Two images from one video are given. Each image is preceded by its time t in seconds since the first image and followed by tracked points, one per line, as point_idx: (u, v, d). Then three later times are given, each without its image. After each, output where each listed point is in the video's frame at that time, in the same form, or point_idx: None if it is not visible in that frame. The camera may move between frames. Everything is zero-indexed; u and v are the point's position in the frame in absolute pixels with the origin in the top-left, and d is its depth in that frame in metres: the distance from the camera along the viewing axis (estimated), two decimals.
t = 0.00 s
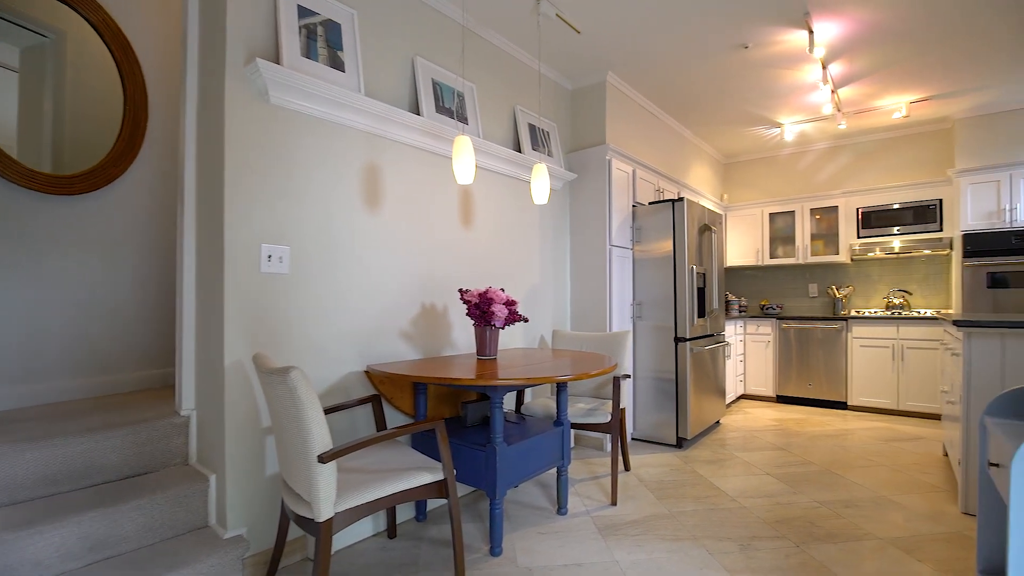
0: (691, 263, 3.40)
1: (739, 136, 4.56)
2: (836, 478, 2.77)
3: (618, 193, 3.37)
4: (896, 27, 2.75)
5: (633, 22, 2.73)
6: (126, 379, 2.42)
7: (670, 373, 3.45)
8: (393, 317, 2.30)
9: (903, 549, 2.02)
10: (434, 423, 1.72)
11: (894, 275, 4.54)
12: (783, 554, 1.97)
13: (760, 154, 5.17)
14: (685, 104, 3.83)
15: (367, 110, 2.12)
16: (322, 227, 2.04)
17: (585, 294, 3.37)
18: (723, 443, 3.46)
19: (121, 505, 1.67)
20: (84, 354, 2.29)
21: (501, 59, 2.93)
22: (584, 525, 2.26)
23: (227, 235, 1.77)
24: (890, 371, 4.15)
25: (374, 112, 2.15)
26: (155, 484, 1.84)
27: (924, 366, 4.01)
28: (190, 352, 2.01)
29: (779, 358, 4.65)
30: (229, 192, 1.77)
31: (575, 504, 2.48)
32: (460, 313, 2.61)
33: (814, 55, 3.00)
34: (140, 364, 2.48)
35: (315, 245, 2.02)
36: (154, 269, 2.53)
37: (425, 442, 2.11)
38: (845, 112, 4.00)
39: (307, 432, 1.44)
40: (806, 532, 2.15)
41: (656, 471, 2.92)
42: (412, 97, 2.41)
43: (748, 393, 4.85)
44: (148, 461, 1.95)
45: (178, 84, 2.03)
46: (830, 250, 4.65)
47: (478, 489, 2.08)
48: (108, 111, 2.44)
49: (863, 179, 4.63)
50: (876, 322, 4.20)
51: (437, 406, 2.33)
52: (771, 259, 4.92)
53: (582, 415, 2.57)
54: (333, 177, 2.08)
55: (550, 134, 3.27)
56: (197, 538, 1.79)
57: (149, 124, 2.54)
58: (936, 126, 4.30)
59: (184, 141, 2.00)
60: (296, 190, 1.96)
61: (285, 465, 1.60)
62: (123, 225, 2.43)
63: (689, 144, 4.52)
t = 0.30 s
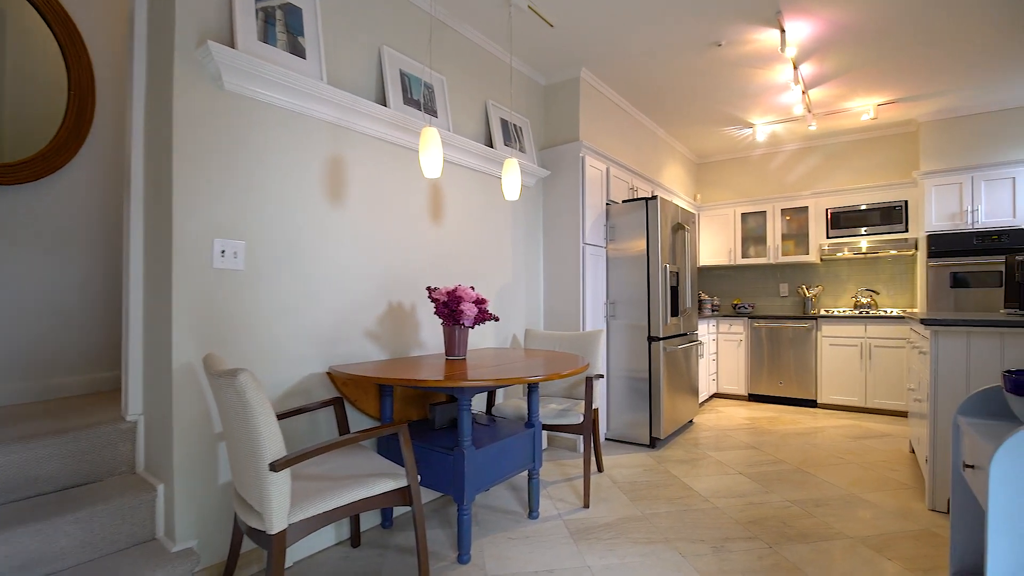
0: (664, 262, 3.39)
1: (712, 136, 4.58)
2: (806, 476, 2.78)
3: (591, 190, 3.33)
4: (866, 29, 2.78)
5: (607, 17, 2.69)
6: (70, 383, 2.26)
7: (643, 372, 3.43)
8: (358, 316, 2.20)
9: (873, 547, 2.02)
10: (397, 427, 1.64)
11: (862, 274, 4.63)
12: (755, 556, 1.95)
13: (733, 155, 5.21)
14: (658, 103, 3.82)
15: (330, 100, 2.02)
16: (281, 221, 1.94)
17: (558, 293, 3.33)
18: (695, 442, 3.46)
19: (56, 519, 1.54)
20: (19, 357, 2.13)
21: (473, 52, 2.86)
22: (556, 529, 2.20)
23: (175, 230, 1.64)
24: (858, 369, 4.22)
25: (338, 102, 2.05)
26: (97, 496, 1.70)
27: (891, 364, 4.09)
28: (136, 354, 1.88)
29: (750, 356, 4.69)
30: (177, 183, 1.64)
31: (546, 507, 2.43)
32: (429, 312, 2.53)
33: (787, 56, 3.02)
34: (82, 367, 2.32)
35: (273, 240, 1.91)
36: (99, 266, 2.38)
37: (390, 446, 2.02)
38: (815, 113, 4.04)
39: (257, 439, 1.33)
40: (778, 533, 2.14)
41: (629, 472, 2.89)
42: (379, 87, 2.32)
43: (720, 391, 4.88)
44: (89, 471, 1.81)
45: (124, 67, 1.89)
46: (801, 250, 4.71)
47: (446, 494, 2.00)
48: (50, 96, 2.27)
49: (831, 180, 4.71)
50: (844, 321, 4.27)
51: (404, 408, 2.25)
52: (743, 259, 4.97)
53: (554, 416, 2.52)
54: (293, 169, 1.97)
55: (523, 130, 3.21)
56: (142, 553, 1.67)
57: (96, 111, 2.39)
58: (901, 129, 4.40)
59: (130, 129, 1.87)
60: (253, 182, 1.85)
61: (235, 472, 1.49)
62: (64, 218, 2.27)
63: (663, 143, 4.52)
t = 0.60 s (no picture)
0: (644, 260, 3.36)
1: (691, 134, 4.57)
2: (784, 475, 2.77)
3: (570, 187, 3.28)
4: (844, 27, 2.78)
5: (586, 9, 2.64)
6: (13, 386, 2.10)
7: (622, 371, 3.39)
8: (326, 314, 2.10)
9: (852, 547, 2.00)
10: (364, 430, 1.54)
11: (837, 273, 4.68)
12: (735, 558, 1.91)
13: (711, 154, 5.22)
14: (637, 100, 3.79)
15: (296, 86, 1.92)
16: (243, 214, 1.82)
17: (537, 291, 3.26)
18: (674, 441, 3.43)
19: None
20: None
21: (448, 42, 2.78)
22: (532, 533, 2.13)
23: (123, 221, 1.52)
24: (834, 367, 4.26)
25: (304, 89, 1.95)
26: (37, 508, 1.55)
27: (865, 362, 4.13)
28: (83, 355, 1.74)
29: (728, 355, 4.70)
30: (126, 171, 1.52)
31: (523, 510, 2.36)
32: (401, 310, 2.44)
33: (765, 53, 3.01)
34: (25, 369, 2.16)
35: (234, 234, 1.79)
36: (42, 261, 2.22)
37: (359, 450, 1.92)
38: (792, 112, 4.06)
39: (208, 445, 1.21)
40: (758, 534, 2.11)
41: (608, 473, 2.84)
42: (349, 76, 2.22)
43: (699, 390, 4.88)
44: (30, 481, 1.66)
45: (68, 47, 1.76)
46: (778, 249, 4.74)
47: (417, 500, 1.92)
48: None
49: (808, 180, 4.75)
50: (821, 320, 4.30)
51: (374, 410, 2.16)
52: (721, 258, 4.98)
53: (531, 417, 2.45)
54: (256, 158, 1.86)
55: (501, 124, 3.15)
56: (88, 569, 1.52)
57: (41, 95, 2.22)
58: (875, 130, 4.46)
59: (75, 113, 1.74)
60: (211, 171, 1.73)
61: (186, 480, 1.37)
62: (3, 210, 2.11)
63: (642, 141, 4.50)
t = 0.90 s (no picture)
0: (621, 257, 3.32)
1: (669, 132, 4.56)
2: (761, 474, 2.75)
3: (547, 182, 3.21)
4: (821, 23, 2.77)
5: None
6: None
7: (600, 370, 3.34)
8: (288, 311, 1.98)
9: (830, 546, 1.97)
10: (324, 434, 1.44)
11: (811, 272, 4.72)
12: (714, 560, 1.87)
13: (688, 152, 5.22)
14: (615, 95, 3.75)
15: (254, 68, 1.80)
16: (196, 203, 1.69)
17: (513, 288, 3.19)
18: (652, 440, 3.39)
19: None
20: None
21: (421, 30, 2.68)
22: (506, 539, 2.05)
23: (56, 207, 1.38)
24: (808, 365, 4.29)
25: (263, 71, 1.83)
26: None
27: (838, 359, 4.17)
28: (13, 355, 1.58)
29: (705, 353, 4.71)
30: (59, 153, 1.38)
31: (497, 514, 2.28)
32: (370, 307, 2.34)
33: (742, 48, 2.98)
34: None
35: (185, 224, 1.66)
36: None
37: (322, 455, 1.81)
38: (767, 111, 4.07)
39: (142, 454, 1.10)
40: (736, 534, 2.07)
41: (585, 474, 2.78)
42: (314, 61, 2.11)
43: (677, 388, 4.87)
44: None
45: None
46: (753, 248, 4.76)
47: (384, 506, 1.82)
48: None
49: (783, 179, 4.78)
50: (796, 318, 4.33)
51: (341, 413, 2.05)
52: (698, 256, 4.98)
53: (505, 418, 2.37)
54: (210, 144, 1.74)
55: (476, 116, 3.06)
56: None
57: None
58: (848, 131, 4.51)
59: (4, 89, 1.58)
60: (160, 156, 1.60)
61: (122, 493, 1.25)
62: None
63: (620, 138, 4.46)
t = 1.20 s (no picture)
0: (594, 255, 3.27)
1: (642, 130, 4.54)
2: (733, 473, 2.74)
3: (519, 178, 3.14)
4: (792, 22, 2.78)
5: None
6: None
7: (572, 370, 3.29)
8: (240, 309, 1.85)
9: (801, 546, 1.95)
10: (272, 442, 1.33)
11: (780, 272, 4.78)
12: (686, 564, 1.82)
13: (661, 152, 5.22)
14: (589, 91, 3.70)
15: (202, 47, 1.67)
16: (134, 192, 1.56)
17: (484, 287, 3.10)
18: (625, 440, 3.35)
19: None
20: None
21: (388, 17, 2.57)
22: (474, 547, 1.97)
23: None
24: (777, 363, 4.34)
25: (212, 51, 1.70)
26: None
27: (807, 358, 4.22)
28: None
29: (677, 352, 4.72)
30: None
31: (465, 521, 2.19)
32: (331, 306, 2.22)
33: (715, 46, 2.96)
34: None
35: (120, 214, 1.52)
36: None
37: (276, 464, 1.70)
38: (739, 111, 4.08)
39: (55, 470, 0.97)
40: (708, 536, 2.04)
41: (557, 476, 2.72)
42: (270, 43, 1.98)
43: (649, 387, 4.86)
44: None
45: None
46: (725, 247, 4.79)
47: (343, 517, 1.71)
48: None
49: (753, 179, 4.83)
50: (765, 317, 4.37)
51: (298, 418, 1.94)
52: (671, 256, 4.99)
53: (474, 420, 2.29)
54: (151, 128, 1.60)
55: (446, 109, 2.97)
56: None
57: None
58: (817, 133, 4.57)
59: None
60: (92, 139, 1.46)
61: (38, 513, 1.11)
62: None
63: (594, 136, 4.42)
